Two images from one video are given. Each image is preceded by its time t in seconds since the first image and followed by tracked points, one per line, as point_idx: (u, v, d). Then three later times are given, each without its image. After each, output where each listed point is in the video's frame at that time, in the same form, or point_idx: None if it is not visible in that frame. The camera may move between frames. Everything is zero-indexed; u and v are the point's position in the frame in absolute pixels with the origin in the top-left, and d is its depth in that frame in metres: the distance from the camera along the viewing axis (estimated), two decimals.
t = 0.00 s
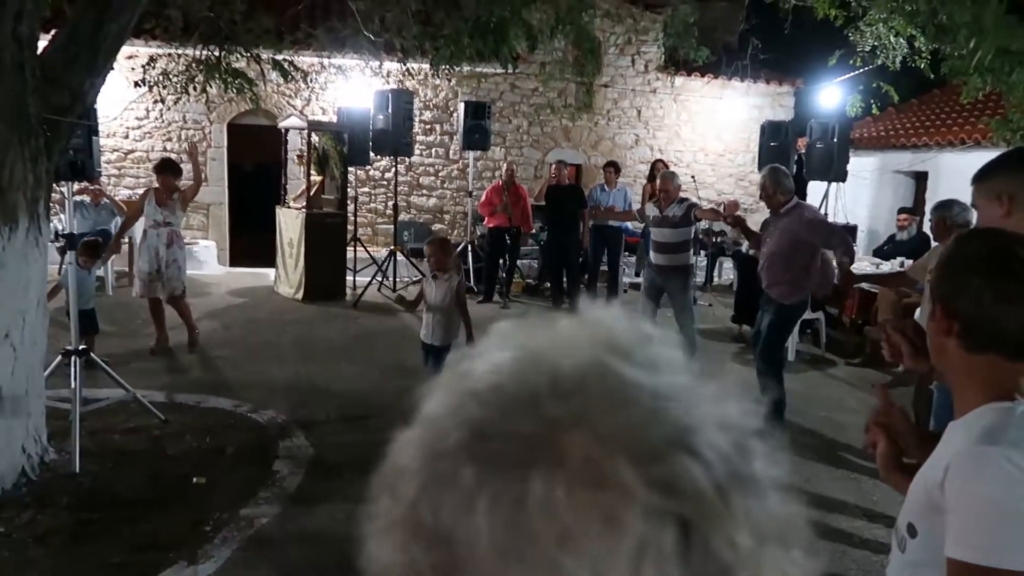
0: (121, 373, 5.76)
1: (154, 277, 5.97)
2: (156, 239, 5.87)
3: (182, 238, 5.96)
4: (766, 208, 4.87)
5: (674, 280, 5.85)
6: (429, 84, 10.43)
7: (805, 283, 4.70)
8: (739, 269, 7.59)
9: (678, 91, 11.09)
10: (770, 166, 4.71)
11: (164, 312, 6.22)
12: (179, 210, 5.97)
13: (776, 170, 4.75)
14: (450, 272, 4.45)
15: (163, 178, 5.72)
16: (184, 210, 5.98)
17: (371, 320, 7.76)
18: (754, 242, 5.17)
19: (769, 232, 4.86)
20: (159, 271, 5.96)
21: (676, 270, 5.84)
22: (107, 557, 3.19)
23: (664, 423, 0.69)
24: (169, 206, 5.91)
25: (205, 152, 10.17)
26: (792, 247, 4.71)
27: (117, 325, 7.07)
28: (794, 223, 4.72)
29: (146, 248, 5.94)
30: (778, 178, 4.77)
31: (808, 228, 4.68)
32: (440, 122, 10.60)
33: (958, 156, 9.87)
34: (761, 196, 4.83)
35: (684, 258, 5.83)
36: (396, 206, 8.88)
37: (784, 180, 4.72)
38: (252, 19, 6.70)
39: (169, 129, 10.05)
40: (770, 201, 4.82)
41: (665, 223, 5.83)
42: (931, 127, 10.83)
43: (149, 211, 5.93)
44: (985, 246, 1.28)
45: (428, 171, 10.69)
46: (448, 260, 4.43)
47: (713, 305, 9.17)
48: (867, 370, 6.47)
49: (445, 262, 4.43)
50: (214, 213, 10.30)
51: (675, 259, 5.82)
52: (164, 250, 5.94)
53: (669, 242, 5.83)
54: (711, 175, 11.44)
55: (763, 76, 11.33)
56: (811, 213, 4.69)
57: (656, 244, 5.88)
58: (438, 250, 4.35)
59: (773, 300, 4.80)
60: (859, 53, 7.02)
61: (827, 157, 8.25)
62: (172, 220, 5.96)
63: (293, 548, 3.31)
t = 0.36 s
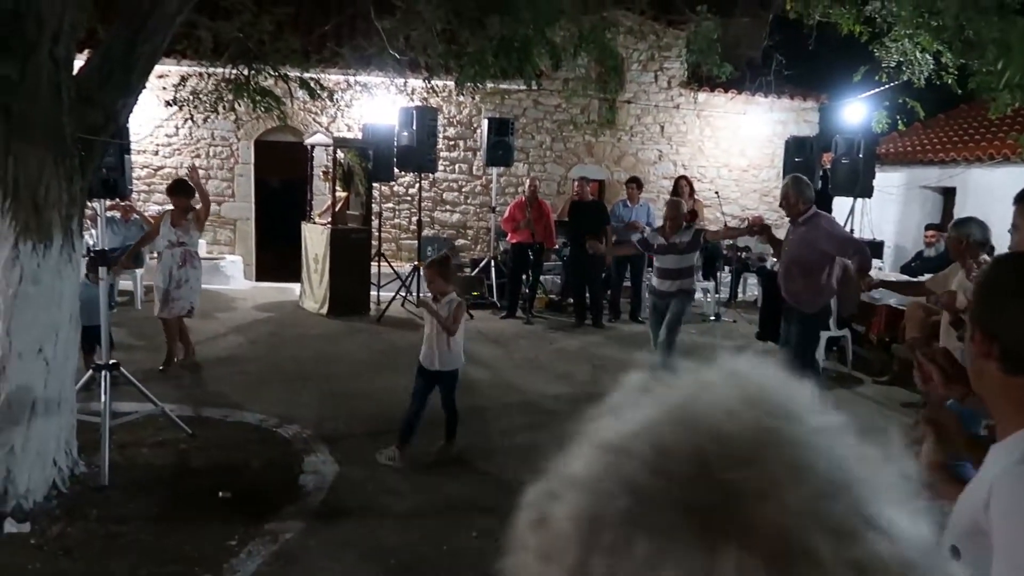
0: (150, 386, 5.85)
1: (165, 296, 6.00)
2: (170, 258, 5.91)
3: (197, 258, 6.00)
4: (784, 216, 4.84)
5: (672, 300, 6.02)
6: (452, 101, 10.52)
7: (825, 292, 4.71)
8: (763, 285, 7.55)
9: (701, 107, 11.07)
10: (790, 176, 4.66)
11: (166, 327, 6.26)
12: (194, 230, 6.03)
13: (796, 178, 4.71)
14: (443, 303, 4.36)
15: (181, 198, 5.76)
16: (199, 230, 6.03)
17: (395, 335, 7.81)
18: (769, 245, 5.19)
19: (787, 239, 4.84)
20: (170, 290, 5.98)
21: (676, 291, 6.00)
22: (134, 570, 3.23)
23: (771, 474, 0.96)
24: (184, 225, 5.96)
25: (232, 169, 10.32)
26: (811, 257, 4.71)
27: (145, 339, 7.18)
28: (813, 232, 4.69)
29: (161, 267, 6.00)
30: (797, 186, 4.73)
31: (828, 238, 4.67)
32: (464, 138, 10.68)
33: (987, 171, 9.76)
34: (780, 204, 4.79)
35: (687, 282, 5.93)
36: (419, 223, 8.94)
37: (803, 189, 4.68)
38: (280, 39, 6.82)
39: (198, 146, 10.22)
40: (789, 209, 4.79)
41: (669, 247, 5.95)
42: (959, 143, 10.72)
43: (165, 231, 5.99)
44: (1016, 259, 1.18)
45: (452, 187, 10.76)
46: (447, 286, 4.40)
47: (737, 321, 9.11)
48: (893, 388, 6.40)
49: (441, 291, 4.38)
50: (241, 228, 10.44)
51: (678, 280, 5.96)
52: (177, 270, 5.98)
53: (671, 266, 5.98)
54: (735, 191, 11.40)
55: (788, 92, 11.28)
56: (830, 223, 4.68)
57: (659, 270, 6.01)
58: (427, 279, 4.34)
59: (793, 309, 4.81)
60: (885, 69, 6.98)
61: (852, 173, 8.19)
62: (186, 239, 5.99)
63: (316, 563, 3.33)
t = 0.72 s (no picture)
0: (187, 397, 5.95)
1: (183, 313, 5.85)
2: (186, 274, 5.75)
3: (215, 273, 5.85)
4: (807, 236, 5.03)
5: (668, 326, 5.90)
6: (484, 116, 10.60)
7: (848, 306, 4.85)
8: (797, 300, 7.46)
9: (734, 121, 11.02)
10: (814, 195, 4.90)
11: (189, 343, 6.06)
12: (211, 244, 5.88)
13: (819, 199, 4.93)
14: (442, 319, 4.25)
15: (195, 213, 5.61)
16: (216, 244, 5.87)
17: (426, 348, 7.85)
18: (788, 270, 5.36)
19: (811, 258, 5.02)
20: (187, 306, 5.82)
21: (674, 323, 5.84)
22: None
23: None
24: (201, 240, 5.82)
25: (268, 183, 10.49)
26: (836, 272, 4.85)
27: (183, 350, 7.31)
28: (837, 248, 4.85)
29: (179, 283, 5.87)
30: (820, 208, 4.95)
31: (852, 253, 4.82)
32: (496, 152, 10.74)
33: None
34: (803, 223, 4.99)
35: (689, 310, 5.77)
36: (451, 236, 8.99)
37: (827, 208, 4.90)
38: (317, 57, 6.94)
39: (235, 161, 10.40)
40: (813, 229, 4.98)
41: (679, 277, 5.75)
42: (998, 155, 10.58)
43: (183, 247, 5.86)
44: None
45: (484, 201, 10.82)
46: (452, 304, 4.29)
47: (770, 336, 9.02)
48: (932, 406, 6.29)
49: (444, 308, 4.27)
50: (276, 241, 10.59)
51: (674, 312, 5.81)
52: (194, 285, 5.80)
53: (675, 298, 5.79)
54: (768, 205, 11.30)
55: (822, 105, 11.17)
56: (854, 240, 4.85)
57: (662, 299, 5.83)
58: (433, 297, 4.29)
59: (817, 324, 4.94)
60: (923, 81, 6.88)
61: (889, 187, 8.08)
62: (203, 254, 5.83)
63: None
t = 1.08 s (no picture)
0: (212, 406, 6.00)
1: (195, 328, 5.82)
2: (198, 289, 5.74)
3: (227, 287, 5.80)
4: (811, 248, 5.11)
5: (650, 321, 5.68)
6: (507, 127, 10.63)
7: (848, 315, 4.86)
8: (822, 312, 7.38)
9: (757, 132, 10.95)
10: (816, 207, 5.00)
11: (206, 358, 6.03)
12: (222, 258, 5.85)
13: (822, 212, 5.02)
14: (452, 339, 3.98)
15: (198, 227, 5.61)
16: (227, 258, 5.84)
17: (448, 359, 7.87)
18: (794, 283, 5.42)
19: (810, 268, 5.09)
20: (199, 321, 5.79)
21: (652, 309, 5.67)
22: None
23: None
24: (211, 255, 5.80)
25: (293, 194, 10.59)
26: (831, 281, 4.89)
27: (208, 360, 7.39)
28: (834, 257, 4.90)
29: (192, 298, 5.85)
30: (824, 221, 5.03)
31: (849, 263, 4.84)
32: (518, 164, 10.76)
33: None
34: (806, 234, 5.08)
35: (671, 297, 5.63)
36: (474, 248, 9.02)
37: (827, 220, 4.97)
38: (342, 70, 7.01)
39: (260, 172, 10.52)
40: (816, 240, 5.06)
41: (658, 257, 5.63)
42: None
43: (195, 263, 5.86)
44: None
45: (506, 213, 10.84)
46: (464, 322, 4.02)
47: (795, 348, 8.92)
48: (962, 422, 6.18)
49: (455, 326, 4.01)
50: (300, 252, 10.68)
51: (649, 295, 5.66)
52: (205, 300, 5.77)
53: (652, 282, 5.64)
54: (793, 216, 11.21)
55: (848, 116, 11.08)
56: (853, 250, 4.88)
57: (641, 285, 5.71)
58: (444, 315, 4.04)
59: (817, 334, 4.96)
60: (950, 93, 6.81)
61: (916, 199, 7.99)
62: (214, 269, 5.82)
63: None
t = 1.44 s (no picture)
0: (231, 414, 6.05)
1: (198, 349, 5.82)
2: (203, 311, 5.74)
3: (231, 309, 5.83)
4: (797, 260, 5.33)
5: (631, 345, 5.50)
6: (525, 138, 10.66)
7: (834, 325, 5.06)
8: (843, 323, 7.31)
9: (776, 141, 10.91)
10: (802, 222, 5.21)
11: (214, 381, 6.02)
12: (226, 280, 5.88)
13: (807, 226, 5.23)
14: (472, 355, 4.00)
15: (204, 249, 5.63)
16: (232, 280, 5.88)
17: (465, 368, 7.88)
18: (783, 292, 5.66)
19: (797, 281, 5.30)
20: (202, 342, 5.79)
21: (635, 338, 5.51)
22: None
23: None
24: (216, 277, 5.82)
25: (312, 204, 10.67)
26: (817, 293, 5.10)
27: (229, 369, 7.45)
28: (819, 270, 5.12)
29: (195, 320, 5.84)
30: (809, 235, 5.24)
31: (834, 275, 5.05)
32: (536, 173, 10.79)
33: None
34: (793, 247, 5.29)
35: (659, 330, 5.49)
36: (492, 257, 9.03)
37: (813, 235, 5.19)
38: (362, 81, 7.07)
39: (279, 182, 10.62)
40: (803, 253, 5.27)
41: (648, 282, 5.46)
42: None
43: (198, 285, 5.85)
44: None
45: (523, 222, 10.86)
46: (483, 338, 4.02)
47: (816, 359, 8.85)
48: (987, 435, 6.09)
49: (474, 343, 4.02)
50: (318, 261, 10.75)
51: (634, 324, 5.47)
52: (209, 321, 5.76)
53: (640, 308, 5.45)
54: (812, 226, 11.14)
55: (868, 125, 11.00)
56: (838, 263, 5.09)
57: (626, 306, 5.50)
58: (463, 331, 4.04)
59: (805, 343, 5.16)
60: (972, 102, 6.76)
61: (938, 209, 7.92)
62: (220, 291, 5.84)
63: None
